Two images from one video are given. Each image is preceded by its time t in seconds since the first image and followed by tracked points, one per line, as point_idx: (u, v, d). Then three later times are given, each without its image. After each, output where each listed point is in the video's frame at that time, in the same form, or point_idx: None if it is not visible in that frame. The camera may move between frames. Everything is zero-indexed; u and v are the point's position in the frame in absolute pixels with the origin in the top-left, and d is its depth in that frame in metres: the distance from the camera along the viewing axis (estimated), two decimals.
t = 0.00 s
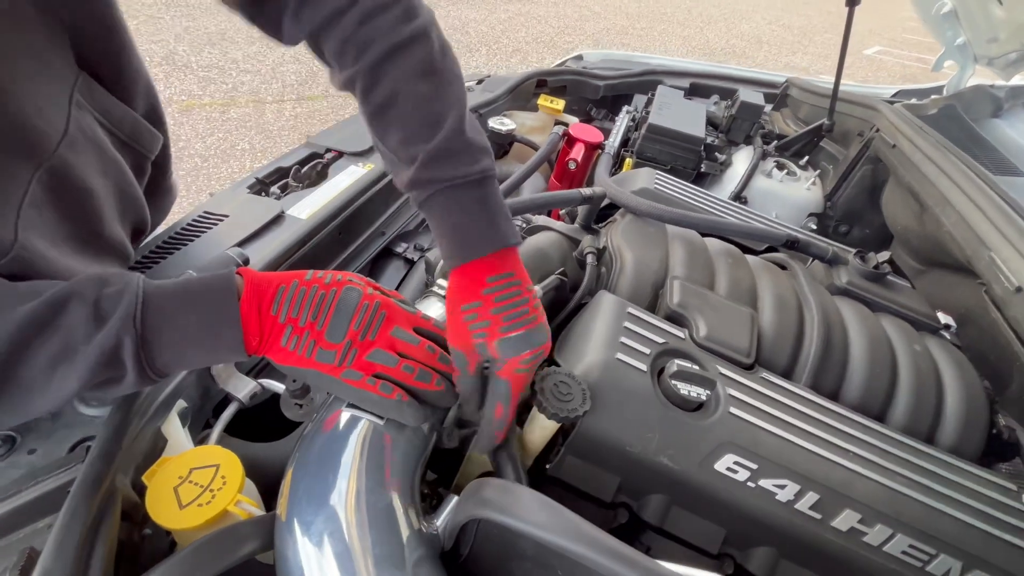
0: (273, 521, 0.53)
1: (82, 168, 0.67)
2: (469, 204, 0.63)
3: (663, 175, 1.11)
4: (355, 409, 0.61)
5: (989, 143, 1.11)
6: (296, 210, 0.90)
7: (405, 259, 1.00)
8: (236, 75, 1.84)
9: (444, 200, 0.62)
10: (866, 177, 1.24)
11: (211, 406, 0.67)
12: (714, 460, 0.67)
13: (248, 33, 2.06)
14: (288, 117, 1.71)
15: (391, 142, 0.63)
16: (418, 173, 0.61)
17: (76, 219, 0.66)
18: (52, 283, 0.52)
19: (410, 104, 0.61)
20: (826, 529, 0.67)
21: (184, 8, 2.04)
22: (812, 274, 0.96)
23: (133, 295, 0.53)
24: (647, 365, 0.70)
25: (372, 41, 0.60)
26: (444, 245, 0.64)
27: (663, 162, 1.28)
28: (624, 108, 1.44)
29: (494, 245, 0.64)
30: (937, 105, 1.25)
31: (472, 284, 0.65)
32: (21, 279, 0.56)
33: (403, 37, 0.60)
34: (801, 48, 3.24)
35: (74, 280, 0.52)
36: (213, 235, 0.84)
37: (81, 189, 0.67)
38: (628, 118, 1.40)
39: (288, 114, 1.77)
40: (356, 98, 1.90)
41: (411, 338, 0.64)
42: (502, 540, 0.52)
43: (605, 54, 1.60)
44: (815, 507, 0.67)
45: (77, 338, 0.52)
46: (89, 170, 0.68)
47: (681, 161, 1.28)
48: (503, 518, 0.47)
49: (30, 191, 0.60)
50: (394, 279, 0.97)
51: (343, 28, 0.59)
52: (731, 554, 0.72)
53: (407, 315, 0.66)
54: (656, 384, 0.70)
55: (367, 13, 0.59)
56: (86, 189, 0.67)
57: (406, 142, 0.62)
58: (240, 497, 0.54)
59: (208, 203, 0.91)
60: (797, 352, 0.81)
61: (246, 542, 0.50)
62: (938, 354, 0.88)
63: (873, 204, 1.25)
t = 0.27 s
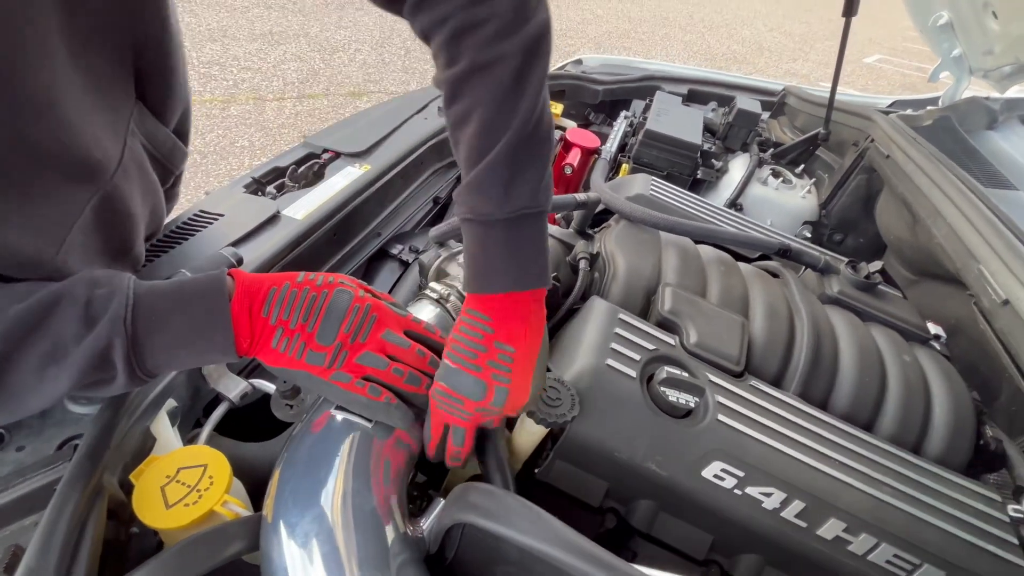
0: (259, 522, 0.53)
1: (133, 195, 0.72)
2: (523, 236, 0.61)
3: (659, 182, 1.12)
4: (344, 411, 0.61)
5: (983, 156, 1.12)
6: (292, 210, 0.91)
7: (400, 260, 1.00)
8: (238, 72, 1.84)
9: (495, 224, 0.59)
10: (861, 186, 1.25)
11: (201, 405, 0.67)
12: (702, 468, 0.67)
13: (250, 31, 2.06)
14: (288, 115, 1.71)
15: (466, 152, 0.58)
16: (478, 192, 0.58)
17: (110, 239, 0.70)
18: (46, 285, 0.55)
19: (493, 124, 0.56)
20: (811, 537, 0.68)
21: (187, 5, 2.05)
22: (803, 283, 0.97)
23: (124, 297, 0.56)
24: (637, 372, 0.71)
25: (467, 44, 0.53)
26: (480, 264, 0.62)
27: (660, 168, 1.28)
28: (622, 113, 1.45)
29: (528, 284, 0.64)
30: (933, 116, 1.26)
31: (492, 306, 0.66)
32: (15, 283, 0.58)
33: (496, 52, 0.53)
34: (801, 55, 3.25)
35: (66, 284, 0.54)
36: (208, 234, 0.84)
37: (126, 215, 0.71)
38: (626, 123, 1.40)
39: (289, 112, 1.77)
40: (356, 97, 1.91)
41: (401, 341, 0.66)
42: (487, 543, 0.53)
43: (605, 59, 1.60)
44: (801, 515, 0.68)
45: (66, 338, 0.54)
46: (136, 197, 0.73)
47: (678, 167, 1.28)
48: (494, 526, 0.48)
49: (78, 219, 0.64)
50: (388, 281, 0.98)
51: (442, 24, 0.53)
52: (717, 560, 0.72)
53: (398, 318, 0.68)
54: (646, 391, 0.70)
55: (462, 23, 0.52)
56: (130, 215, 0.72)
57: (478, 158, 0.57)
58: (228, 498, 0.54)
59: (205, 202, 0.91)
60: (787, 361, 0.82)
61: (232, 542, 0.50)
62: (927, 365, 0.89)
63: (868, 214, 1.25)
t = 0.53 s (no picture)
0: (244, 522, 0.53)
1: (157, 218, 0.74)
2: (514, 276, 0.67)
3: (653, 185, 1.12)
4: (332, 411, 0.61)
5: (976, 164, 1.12)
6: (286, 210, 0.90)
7: (394, 261, 1.00)
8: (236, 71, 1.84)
9: (489, 258, 0.67)
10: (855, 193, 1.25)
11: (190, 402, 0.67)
12: (691, 472, 0.67)
13: (250, 29, 2.07)
14: (285, 114, 1.71)
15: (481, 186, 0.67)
16: (491, 229, 0.66)
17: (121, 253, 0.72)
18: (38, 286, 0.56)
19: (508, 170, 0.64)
20: (799, 543, 0.68)
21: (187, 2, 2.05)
22: (796, 288, 0.97)
23: (113, 295, 0.57)
24: (627, 376, 0.71)
25: (518, 95, 0.62)
26: (470, 290, 0.69)
27: (656, 171, 1.29)
28: (619, 116, 1.45)
29: (523, 319, 0.69)
30: (926, 124, 1.26)
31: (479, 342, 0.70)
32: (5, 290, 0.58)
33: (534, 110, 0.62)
34: (800, 61, 3.26)
35: (54, 282, 0.55)
36: (202, 232, 0.84)
37: (144, 235, 0.73)
38: (622, 126, 1.41)
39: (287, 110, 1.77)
40: (354, 97, 1.91)
41: (390, 342, 0.65)
42: (472, 547, 0.53)
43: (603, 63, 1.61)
44: (789, 520, 0.68)
45: (55, 336, 0.54)
46: (160, 220, 0.76)
47: (673, 172, 1.28)
48: (478, 528, 0.48)
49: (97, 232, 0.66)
50: (381, 281, 0.98)
51: (488, 75, 0.63)
52: (706, 565, 0.72)
53: (387, 320, 0.68)
54: (636, 395, 0.70)
55: (513, 74, 0.61)
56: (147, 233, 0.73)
57: (493, 199, 0.66)
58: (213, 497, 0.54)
59: (199, 200, 0.91)
60: (778, 366, 0.82)
61: (216, 543, 0.50)
62: (918, 372, 0.89)
63: (862, 220, 1.26)
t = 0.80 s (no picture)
0: (236, 525, 0.53)
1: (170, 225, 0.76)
2: (518, 219, 0.77)
3: (652, 190, 1.12)
4: (327, 413, 0.61)
5: (975, 172, 1.12)
6: (284, 210, 0.90)
7: (392, 263, 1.00)
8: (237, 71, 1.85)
9: (496, 208, 0.76)
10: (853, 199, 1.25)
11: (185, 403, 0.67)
12: (687, 478, 0.67)
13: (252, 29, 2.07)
14: (286, 114, 1.72)
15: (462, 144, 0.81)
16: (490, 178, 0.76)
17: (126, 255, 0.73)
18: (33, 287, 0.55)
19: (497, 131, 0.76)
20: (795, 550, 0.68)
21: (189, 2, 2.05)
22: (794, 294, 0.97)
23: (110, 294, 0.57)
24: (624, 381, 0.70)
25: (498, 70, 0.74)
26: (476, 238, 0.78)
27: (655, 176, 1.29)
28: (618, 120, 1.45)
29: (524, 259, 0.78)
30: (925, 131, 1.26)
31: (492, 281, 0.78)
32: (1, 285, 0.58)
33: (519, 76, 0.75)
34: (800, 66, 3.27)
35: (51, 280, 0.55)
36: (199, 232, 0.84)
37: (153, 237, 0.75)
38: (622, 130, 1.41)
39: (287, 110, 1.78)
40: (355, 97, 1.91)
41: (385, 344, 0.64)
42: (464, 552, 0.53)
43: (604, 66, 1.61)
44: (784, 527, 0.68)
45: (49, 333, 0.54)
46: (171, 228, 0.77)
47: (673, 176, 1.28)
48: (471, 534, 0.47)
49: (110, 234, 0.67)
50: (379, 283, 0.97)
51: (473, 55, 0.75)
52: (701, 571, 0.72)
53: (383, 322, 0.66)
54: (632, 399, 0.70)
55: (500, 50, 0.74)
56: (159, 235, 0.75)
57: (492, 156, 0.76)
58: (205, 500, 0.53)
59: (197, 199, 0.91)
60: (775, 372, 0.82)
61: (208, 545, 0.50)
62: (915, 379, 0.89)
63: (860, 226, 1.25)
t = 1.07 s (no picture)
0: (237, 528, 0.53)
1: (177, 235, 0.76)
2: (484, 229, 0.80)
3: (654, 195, 1.12)
4: (327, 417, 0.61)
5: (977, 181, 1.12)
6: (286, 213, 0.90)
7: (393, 266, 1.00)
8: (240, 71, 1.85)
9: (462, 218, 0.79)
10: (855, 206, 1.25)
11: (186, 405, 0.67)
12: (686, 485, 0.67)
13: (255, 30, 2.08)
14: (288, 115, 1.72)
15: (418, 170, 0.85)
16: (448, 179, 0.80)
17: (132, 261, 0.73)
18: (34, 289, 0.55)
19: (457, 148, 0.81)
20: (794, 558, 0.68)
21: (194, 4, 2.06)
22: (794, 300, 0.97)
23: (114, 296, 0.57)
24: (625, 387, 0.71)
25: (457, 99, 0.83)
26: (446, 249, 0.80)
27: (656, 181, 1.29)
28: (620, 124, 1.45)
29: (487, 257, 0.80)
30: (927, 139, 1.26)
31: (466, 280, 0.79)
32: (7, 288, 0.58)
33: (472, 107, 0.83)
34: (802, 71, 3.27)
35: (54, 283, 0.55)
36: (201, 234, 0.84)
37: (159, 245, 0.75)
38: (624, 134, 1.41)
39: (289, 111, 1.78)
40: (357, 99, 1.91)
41: (385, 348, 0.64)
42: (466, 556, 0.53)
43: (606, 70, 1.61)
44: (784, 535, 0.68)
45: (51, 338, 0.54)
46: (178, 240, 0.77)
47: (674, 181, 1.28)
48: (469, 538, 0.47)
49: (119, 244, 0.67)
50: (380, 286, 0.98)
51: (428, 89, 0.82)
52: None
53: (383, 326, 0.67)
54: (633, 405, 0.70)
55: (458, 83, 0.83)
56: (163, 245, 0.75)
57: (451, 172, 0.80)
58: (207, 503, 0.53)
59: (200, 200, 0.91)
60: (776, 379, 0.82)
61: (207, 550, 0.50)
62: (915, 387, 0.89)
63: (862, 233, 1.25)
